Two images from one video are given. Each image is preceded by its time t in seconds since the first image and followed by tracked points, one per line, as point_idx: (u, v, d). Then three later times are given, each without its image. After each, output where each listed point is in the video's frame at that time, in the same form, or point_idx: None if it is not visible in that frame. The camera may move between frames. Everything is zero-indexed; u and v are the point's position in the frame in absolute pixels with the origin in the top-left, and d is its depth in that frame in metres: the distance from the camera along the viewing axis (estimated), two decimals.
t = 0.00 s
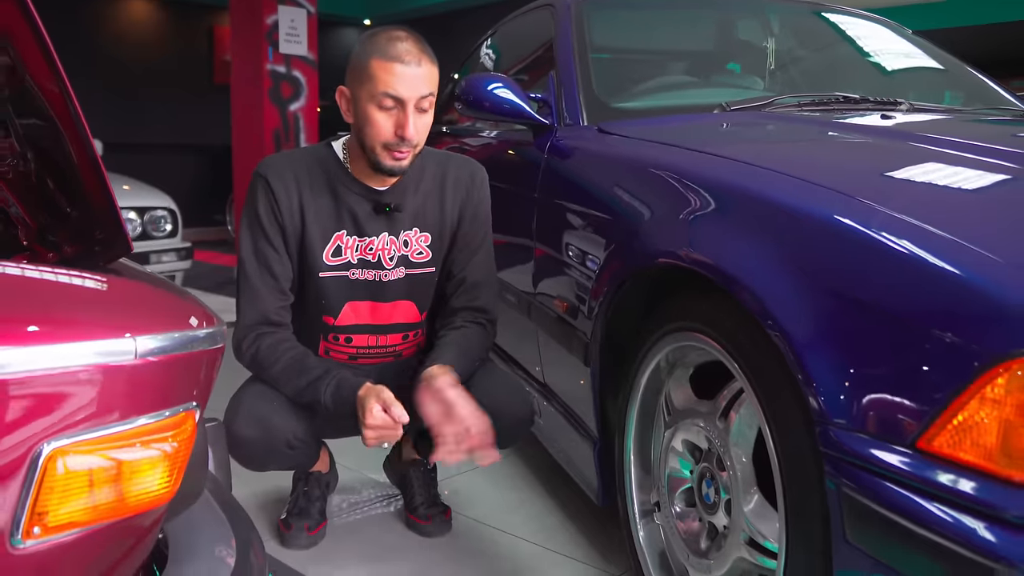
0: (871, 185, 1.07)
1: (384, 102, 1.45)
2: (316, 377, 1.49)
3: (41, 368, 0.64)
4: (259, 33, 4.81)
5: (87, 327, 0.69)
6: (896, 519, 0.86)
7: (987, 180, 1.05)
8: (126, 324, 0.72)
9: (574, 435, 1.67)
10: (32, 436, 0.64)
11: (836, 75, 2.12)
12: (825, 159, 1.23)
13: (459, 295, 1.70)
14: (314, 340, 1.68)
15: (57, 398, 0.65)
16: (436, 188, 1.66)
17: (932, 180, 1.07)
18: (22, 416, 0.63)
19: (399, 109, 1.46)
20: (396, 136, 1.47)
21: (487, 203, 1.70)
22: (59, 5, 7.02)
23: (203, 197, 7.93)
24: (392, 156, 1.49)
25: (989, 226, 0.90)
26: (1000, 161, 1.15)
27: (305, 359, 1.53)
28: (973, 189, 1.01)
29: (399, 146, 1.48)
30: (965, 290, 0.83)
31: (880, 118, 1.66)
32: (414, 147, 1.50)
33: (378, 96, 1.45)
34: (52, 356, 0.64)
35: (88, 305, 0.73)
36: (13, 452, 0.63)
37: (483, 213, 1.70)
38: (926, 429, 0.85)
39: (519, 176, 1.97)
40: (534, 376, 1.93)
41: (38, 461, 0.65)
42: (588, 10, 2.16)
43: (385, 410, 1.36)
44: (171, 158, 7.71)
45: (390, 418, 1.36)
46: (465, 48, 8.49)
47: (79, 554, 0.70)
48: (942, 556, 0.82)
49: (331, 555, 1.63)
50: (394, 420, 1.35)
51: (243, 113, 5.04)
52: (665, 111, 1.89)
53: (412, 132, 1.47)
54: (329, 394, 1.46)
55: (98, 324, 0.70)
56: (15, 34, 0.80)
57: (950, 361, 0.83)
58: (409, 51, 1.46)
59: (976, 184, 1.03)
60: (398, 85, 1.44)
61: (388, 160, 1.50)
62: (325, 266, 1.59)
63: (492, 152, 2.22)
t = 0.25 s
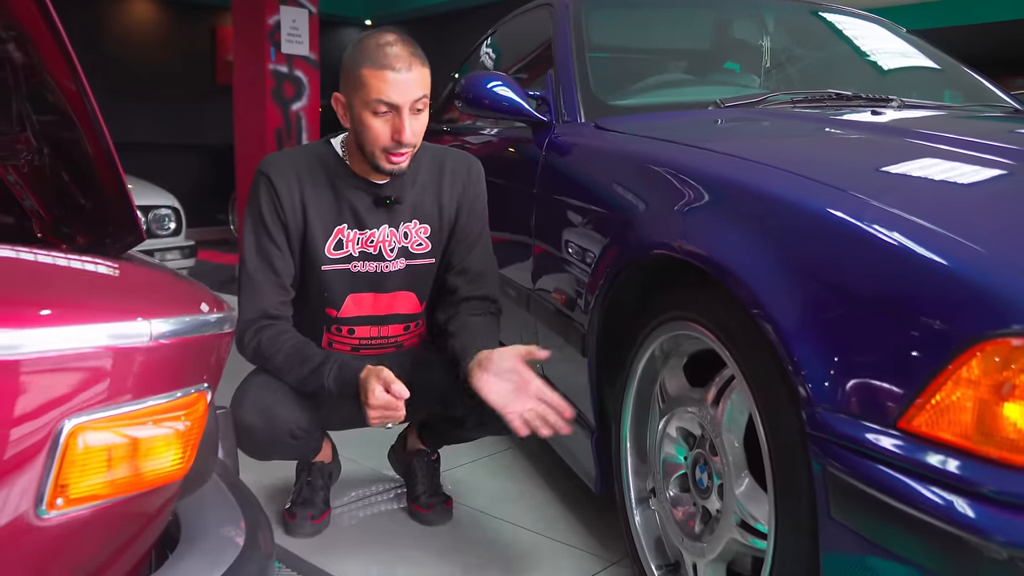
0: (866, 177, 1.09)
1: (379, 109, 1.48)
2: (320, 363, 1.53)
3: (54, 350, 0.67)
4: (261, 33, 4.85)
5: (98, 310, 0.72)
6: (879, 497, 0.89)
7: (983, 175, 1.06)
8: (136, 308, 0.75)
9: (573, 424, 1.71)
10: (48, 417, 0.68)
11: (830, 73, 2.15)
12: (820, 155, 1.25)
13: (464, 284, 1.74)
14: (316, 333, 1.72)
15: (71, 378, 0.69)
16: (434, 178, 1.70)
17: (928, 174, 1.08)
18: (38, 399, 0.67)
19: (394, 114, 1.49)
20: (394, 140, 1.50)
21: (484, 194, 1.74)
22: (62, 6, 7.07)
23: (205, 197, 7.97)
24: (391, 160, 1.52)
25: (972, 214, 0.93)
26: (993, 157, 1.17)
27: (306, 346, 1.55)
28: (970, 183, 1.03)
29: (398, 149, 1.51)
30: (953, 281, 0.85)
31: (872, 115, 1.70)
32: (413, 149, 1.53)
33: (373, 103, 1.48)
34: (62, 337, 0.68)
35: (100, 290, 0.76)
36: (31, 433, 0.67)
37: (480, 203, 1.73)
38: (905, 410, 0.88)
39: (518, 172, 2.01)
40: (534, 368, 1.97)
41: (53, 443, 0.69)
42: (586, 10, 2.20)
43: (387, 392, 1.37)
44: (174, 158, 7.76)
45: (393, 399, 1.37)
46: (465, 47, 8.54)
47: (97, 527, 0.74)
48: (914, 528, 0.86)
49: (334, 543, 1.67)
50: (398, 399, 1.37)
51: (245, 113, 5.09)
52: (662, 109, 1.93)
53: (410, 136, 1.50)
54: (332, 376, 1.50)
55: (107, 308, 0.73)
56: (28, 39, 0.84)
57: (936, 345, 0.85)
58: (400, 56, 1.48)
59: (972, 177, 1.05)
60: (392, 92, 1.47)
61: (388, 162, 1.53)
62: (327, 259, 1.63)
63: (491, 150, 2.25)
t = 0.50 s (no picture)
0: (866, 178, 1.13)
1: (395, 112, 1.52)
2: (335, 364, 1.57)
3: (76, 345, 0.70)
4: (266, 35, 4.89)
5: (118, 308, 0.76)
6: (875, 484, 0.92)
7: (981, 176, 1.10)
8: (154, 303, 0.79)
9: (578, 420, 1.75)
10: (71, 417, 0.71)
11: (830, 74, 2.19)
12: (818, 155, 1.29)
13: (469, 286, 1.77)
14: (326, 331, 1.76)
15: (93, 376, 0.71)
16: (440, 183, 1.74)
17: (927, 175, 1.12)
18: (61, 399, 0.70)
19: (409, 117, 1.53)
20: (407, 143, 1.55)
21: (490, 195, 1.78)
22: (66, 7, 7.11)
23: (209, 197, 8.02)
24: (403, 162, 1.56)
25: (965, 214, 0.96)
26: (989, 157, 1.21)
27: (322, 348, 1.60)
28: (968, 183, 1.07)
29: (410, 152, 1.56)
30: (946, 278, 0.88)
31: (870, 116, 1.73)
32: (423, 151, 1.58)
33: (389, 106, 1.52)
34: (83, 331, 0.71)
35: (117, 287, 0.79)
36: (55, 431, 0.70)
37: (486, 204, 1.77)
38: (898, 402, 0.92)
39: (523, 173, 2.05)
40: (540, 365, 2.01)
41: (76, 442, 0.71)
42: (589, 14, 2.24)
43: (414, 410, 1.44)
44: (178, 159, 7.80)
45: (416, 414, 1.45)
46: (467, 48, 8.59)
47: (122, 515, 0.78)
48: (907, 513, 0.89)
49: (345, 536, 1.70)
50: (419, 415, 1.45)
51: (250, 114, 5.13)
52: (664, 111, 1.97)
53: (423, 139, 1.55)
54: (347, 379, 1.54)
55: (127, 304, 0.77)
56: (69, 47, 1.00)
57: (931, 339, 0.89)
58: (416, 61, 1.53)
59: (971, 178, 1.09)
60: (408, 95, 1.52)
61: (399, 164, 1.57)
62: (337, 260, 1.67)
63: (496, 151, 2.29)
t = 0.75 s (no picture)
0: (863, 177, 1.16)
1: (402, 112, 1.56)
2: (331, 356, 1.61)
3: (87, 335, 0.72)
4: (269, 35, 4.93)
5: (129, 298, 0.78)
6: (868, 469, 0.96)
7: (979, 175, 1.13)
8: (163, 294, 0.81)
9: (579, 414, 1.78)
10: (83, 413, 0.73)
11: (828, 74, 2.22)
12: (816, 154, 1.33)
13: (475, 283, 1.81)
14: (331, 328, 1.79)
15: (103, 368, 0.73)
16: (445, 184, 1.77)
17: (926, 173, 1.15)
18: (73, 396, 0.72)
19: (415, 118, 1.57)
20: (413, 143, 1.59)
21: (494, 194, 1.81)
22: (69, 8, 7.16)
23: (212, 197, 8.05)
24: (410, 162, 1.60)
25: (958, 211, 0.99)
26: (986, 157, 1.24)
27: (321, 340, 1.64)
28: (966, 182, 1.09)
29: (416, 151, 1.59)
30: (939, 273, 0.91)
31: (866, 116, 1.77)
32: (429, 151, 1.61)
33: (396, 107, 1.56)
34: (96, 321, 0.73)
35: (128, 279, 0.82)
36: (67, 427, 0.72)
37: (491, 203, 1.80)
38: (890, 389, 0.95)
39: (525, 172, 2.08)
40: (542, 361, 2.04)
41: (87, 438, 0.74)
42: (591, 16, 2.27)
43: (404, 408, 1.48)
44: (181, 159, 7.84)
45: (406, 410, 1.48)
46: (469, 48, 8.63)
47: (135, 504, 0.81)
48: (899, 498, 0.93)
49: (351, 528, 1.74)
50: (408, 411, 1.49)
51: (253, 114, 5.16)
52: (664, 111, 2.00)
53: (429, 139, 1.59)
54: (343, 371, 1.58)
55: (138, 295, 0.79)
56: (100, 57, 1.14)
57: (924, 331, 0.92)
58: (422, 63, 1.57)
59: (969, 177, 1.11)
60: (414, 96, 1.55)
61: (406, 163, 1.61)
62: (342, 258, 1.70)
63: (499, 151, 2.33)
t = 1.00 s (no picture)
0: (863, 176, 1.18)
1: (403, 109, 1.58)
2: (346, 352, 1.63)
3: (96, 329, 0.74)
4: (271, 36, 4.96)
5: (139, 293, 0.80)
6: (864, 460, 0.98)
7: (978, 174, 1.15)
8: (173, 289, 0.83)
9: (582, 410, 1.81)
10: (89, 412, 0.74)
11: (828, 74, 2.24)
12: (816, 154, 1.35)
13: (478, 280, 1.83)
14: (336, 326, 1.81)
15: (112, 364, 0.75)
16: (447, 183, 1.79)
17: (925, 173, 1.17)
18: (80, 395, 0.74)
19: (417, 115, 1.59)
20: (415, 139, 1.60)
21: (497, 193, 1.83)
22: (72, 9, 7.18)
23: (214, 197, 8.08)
24: (413, 159, 1.62)
25: (953, 210, 1.01)
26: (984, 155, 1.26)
27: (331, 338, 1.66)
28: (965, 181, 1.11)
29: (418, 148, 1.61)
30: (936, 270, 0.94)
31: (865, 115, 1.79)
32: (431, 148, 1.63)
33: (397, 104, 1.58)
34: (104, 316, 0.75)
35: (140, 274, 0.84)
36: (74, 427, 0.74)
37: (494, 202, 1.82)
38: (886, 380, 0.97)
39: (527, 171, 2.10)
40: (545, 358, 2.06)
41: (93, 437, 0.75)
42: (592, 16, 2.29)
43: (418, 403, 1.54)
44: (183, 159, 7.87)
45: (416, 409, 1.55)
46: (470, 48, 8.65)
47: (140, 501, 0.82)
48: (895, 489, 0.95)
49: (356, 523, 1.76)
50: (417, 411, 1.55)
51: (255, 114, 5.19)
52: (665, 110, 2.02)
53: (430, 135, 1.61)
54: (356, 368, 1.61)
55: (147, 290, 0.81)
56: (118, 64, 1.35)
57: (919, 326, 0.94)
58: (422, 61, 1.60)
59: (967, 177, 1.13)
60: (415, 93, 1.58)
61: (408, 160, 1.63)
62: (347, 256, 1.72)
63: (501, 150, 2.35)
